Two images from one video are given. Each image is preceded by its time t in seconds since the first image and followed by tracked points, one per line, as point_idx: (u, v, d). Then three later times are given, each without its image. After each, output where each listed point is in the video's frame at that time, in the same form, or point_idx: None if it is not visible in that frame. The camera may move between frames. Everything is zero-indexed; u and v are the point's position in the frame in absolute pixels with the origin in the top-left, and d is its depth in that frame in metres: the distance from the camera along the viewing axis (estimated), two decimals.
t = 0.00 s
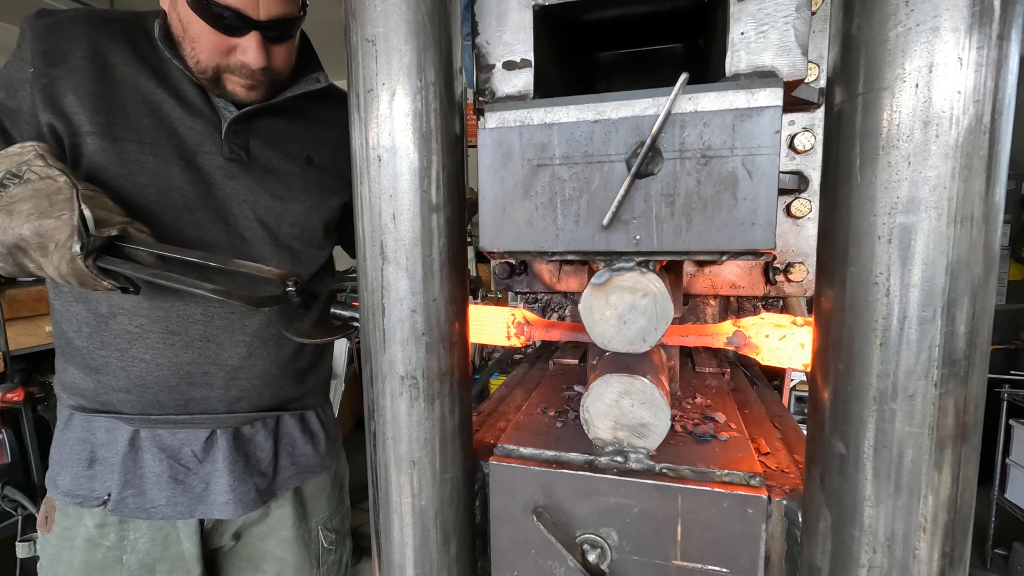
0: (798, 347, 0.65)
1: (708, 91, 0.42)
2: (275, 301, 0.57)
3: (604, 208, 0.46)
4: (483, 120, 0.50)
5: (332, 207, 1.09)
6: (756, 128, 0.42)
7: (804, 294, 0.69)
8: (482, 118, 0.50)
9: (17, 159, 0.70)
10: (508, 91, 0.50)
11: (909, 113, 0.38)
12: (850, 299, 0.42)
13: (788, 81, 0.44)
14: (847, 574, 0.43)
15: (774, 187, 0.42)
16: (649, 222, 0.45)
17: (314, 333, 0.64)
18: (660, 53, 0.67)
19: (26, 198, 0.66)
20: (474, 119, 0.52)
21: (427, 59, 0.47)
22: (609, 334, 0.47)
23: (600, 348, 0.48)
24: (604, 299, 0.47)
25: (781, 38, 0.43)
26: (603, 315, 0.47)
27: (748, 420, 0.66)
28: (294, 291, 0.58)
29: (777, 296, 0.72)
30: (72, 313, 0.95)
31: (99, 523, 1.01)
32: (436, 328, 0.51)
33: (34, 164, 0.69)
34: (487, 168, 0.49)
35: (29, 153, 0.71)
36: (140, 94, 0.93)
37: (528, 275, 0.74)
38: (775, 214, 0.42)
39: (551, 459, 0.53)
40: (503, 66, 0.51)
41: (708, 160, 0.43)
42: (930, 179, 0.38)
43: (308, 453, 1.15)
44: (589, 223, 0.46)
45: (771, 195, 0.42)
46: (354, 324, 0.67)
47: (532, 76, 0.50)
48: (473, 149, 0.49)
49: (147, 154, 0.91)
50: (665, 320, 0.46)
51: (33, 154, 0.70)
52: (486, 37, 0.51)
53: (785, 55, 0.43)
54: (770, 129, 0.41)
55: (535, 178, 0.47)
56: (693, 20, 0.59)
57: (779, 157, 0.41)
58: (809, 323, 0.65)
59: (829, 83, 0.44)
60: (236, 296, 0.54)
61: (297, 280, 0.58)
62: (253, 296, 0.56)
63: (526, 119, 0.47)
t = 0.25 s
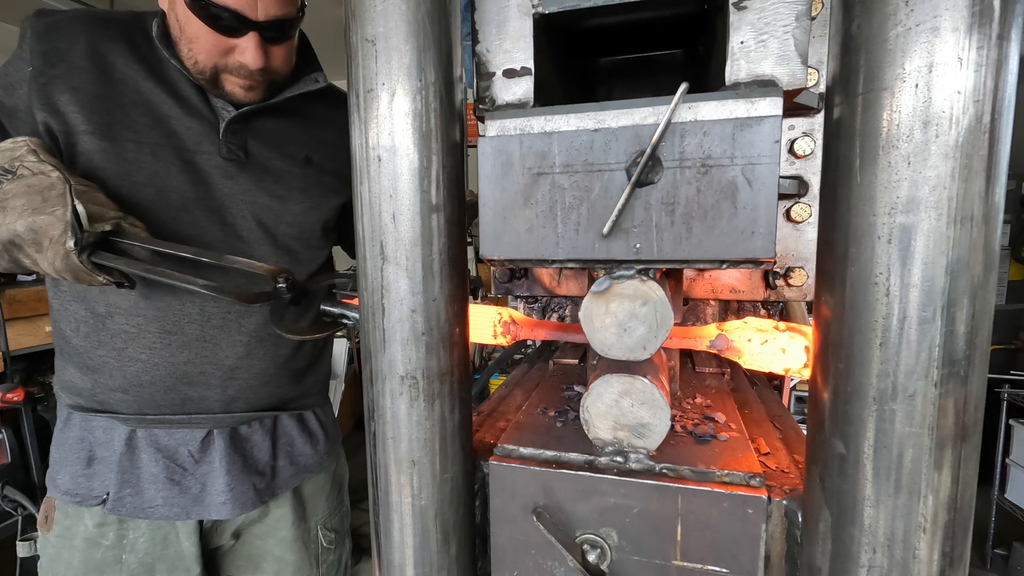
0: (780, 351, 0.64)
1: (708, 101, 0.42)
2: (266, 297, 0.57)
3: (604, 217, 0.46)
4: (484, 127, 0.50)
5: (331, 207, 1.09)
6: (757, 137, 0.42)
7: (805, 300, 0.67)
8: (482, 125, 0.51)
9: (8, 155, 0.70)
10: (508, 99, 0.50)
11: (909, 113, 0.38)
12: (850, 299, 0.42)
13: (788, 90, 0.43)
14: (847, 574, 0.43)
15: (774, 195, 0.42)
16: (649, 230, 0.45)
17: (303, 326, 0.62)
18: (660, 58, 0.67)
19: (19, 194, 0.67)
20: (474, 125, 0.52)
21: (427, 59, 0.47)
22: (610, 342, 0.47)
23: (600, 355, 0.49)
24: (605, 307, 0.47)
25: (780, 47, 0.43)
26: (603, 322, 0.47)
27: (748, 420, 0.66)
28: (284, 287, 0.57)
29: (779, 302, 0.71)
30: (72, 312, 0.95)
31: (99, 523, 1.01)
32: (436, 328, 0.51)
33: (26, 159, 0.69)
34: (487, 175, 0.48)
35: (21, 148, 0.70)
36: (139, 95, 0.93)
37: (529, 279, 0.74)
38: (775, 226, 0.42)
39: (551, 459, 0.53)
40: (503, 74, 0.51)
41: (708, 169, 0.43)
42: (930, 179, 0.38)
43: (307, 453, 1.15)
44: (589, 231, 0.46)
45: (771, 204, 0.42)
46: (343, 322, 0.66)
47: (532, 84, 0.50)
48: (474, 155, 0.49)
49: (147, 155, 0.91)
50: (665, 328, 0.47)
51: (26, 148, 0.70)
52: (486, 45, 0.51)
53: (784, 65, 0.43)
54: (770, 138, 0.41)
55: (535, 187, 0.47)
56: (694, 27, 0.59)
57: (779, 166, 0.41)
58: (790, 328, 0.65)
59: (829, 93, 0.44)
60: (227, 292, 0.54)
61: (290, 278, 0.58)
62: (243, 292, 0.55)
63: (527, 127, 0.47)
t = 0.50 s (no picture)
0: (781, 353, 0.63)
1: (708, 102, 0.42)
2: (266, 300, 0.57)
3: (604, 219, 0.46)
4: (484, 129, 0.50)
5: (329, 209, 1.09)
6: (756, 139, 0.42)
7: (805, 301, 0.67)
8: (482, 127, 0.51)
9: (10, 159, 0.69)
10: (508, 100, 0.50)
11: (909, 113, 0.38)
12: (850, 299, 0.42)
13: (788, 92, 0.43)
14: (847, 574, 0.43)
15: (774, 197, 0.42)
16: (649, 233, 0.45)
17: (302, 331, 0.62)
18: (660, 60, 0.67)
19: (20, 198, 0.67)
20: (474, 127, 0.52)
21: (427, 60, 0.47)
22: (610, 344, 0.48)
23: (601, 356, 0.49)
24: (605, 309, 0.47)
25: (781, 49, 0.43)
26: (603, 324, 0.47)
27: (748, 420, 0.66)
28: (283, 289, 0.56)
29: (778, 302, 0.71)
30: (72, 313, 0.95)
31: (95, 521, 1.01)
32: (436, 328, 0.51)
33: (28, 163, 0.68)
34: (487, 177, 0.48)
35: (23, 152, 0.70)
36: (137, 95, 0.93)
37: (529, 280, 0.74)
38: (775, 228, 0.42)
39: (551, 459, 0.53)
40: (503, 76, 0.51)
41: (708, 171, 0.43)
42: (930, 179, 0.38)
43: (306, 453, 1.15)
44: (589, 233, 0.46)
45: (771, 207, 0.42)
46: (343, 325, 0.66)
47: (532, 85, 0.50)
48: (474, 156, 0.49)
49: (144, 156, 0.91)
50: (665, 329, 0.47)
51: (28, 152, 0.70)
52: (486, 47, 0.51)
53: (784, 66, 0.43)
54: (770, 140, 0.41)
55: (535, 189, 0.47)
56: (694, 29, 0.59)
57: (779, 168, 0.41)
58: (791, 328, 0.64)
59: (829, 96, 0.44)
60: (228, 296, 0.54)
61: (289, 281, 0.57)
62: (243, 296, 0.55)
63: (527, 129, 0.47)
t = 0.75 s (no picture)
0: (773, 347, 0.64)
1: (708, 97, 0.43)
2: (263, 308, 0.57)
3: (604, 214, 0.45)
4: (484, 125, 0.50)
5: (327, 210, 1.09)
6: (756, 135, 0.42)
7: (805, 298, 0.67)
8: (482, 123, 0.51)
9: (14, 171, 0.70)
10: (508, 96, 0.50)
11: (909, 112, 0.38)
12: (850, 299, 0.42)
13: (787, 87, 0.44)
14: (847, 574, 0.43)
15: (774, 192, 0.42)
16: (649, 228, 0.45)
17: (297, 337, 0.60)
18: (661, 57, 0.67)
19: (24, 212, 0.67)
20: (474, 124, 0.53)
21: (427, 60, 0.47)
22: (610, 339, 0.47)
23: (601, 352, 0.49)
24: (604, 304, 0.47)
25: (781, 45, 0.43)
26: (603, 319, 0.47)
27: (748, 420, 0.66)
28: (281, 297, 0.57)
29: (778, 300, 0.71)
30: (76, 316, 0.95)
31: (98, 520, 1.02)
32: (436, 328, 0.51)
33: (32, 179, 0.69)
34: (487, 173, 0.49)
35: (26, 166, 0.71)
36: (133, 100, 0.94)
37: (528, 278, 0.74)
38: (775, 223, 0.42)
39: (551, 459, 0.53)
40: (503, 72, 0.51)
41: (708, 166, 0.43)
42: (930, 179, 0.38)
43: (307, 453, 1.15)
44: (589, 229, 0.46)
45: (771, 202, 0.42)
46: (338, 329, 0.64)
47: (532, 81, 0.50)
48: (473, 153, 0.49)
49: (141, 160, 0.91)
50: (665, 325, 0.46)
51: (32, 167, 0.71)
52: (486, 43, 0.51)
53: (784, 61, 0.43)
54: (770, 135, 0.42)
55: (535, 184, 0.47)
56: (695, 26, 0.59)
57: (779, 163, 0.41)
58: (783, 323, 0.64)
59: (829, 92, 0.44)
60: (225, 304, 0.54)
61: (286, 287, 0.58)
62: (241, 304, 0.55)
63: (527, 124, 0.48)
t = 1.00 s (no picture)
0: (711, 347, 0.55)
1: (708, 73, 0.42)
2: (234, 301, 0.58)
3: (604, 190, 0.45)
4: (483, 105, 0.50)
5: (322, 215, 1.12)
6: (757, 109, 0.42)
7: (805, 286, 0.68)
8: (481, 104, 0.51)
9: None
10: (508, 75, 0.50)
11: (909, 113, 0.38)
12: (850, 299, 0.42)
13: (788, 63, 0.43)
14: (847, 574, 0.43)
15: (775, 169, 0.42)
16: (649, 204, 0.45)
17: (262, 329, 0.59)
18: (660, 43, 0.67)
19: (4, 203, 0.69)
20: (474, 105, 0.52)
21: (427, 60, 0.47)
22: (609, 319, 0.47)
23: (601, 332, 0.48)
24: (605, 283, 0.46)
25: (781, 20, 0.43)
26: (603, 299, 0.47)
27: (748, 420, 0.66)
28: (250, 291, 0.58)
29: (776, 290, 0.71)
30: (65, 315, 0.97)
31: (93, 523, 1.01)
32: (436, 328, 0.51)
33: (14, 170, 0.71)
34: (486, 152, 0.48)
35: (9, 158, 0.73)
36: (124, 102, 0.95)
37: (529, 267, 0.74)
38: (775, 199, 0.42)
39: (551, 459, 0.53)
40: (503, 51, 0.50)
41: (708, 141, 0.43)
42: (930, 179, 0.38)
43: (305, 455, 1.15)
44: (589, 206, 0.46)
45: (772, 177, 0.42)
46: (303, 323, 0.63)
47: (532, 60, 0.49)
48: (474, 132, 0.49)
49: (130, 162, 0.94)
50: (665, 304, 0.46)
51: (14, 158, 0.73)
52: (485, 22, 0.51)
53: (785, 36, 0.43)
54: (770, 110, 0.42)
55: (535, 161, 0.47)
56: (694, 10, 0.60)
57: (779, 137, 0.41)
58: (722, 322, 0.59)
59: (829, 66, 0.44)
60: (198, 295, 0.55)
61: (257, 281, 0.59)
62: (214, 296, 0.56)
63: (526, 102, 0.47)
